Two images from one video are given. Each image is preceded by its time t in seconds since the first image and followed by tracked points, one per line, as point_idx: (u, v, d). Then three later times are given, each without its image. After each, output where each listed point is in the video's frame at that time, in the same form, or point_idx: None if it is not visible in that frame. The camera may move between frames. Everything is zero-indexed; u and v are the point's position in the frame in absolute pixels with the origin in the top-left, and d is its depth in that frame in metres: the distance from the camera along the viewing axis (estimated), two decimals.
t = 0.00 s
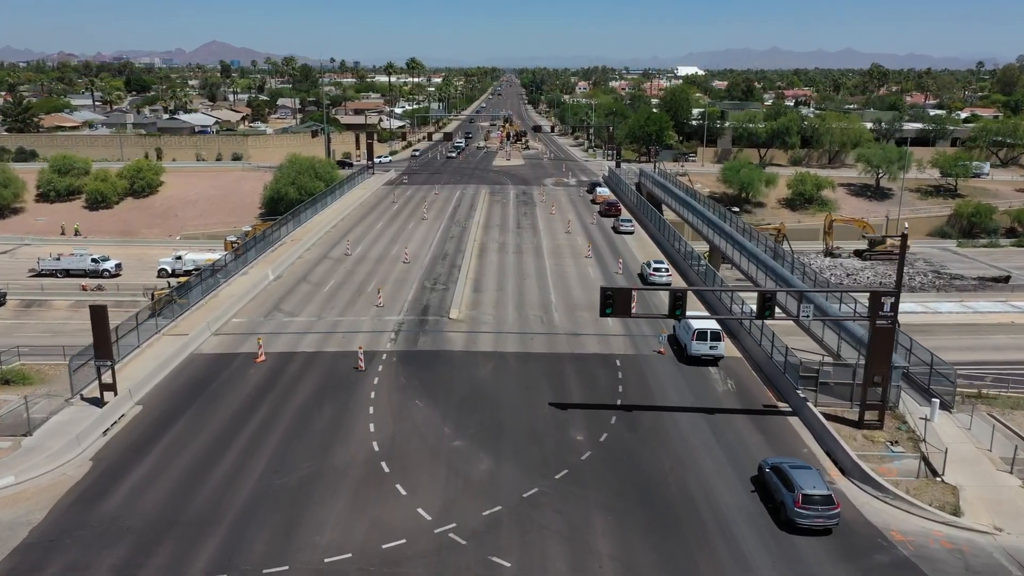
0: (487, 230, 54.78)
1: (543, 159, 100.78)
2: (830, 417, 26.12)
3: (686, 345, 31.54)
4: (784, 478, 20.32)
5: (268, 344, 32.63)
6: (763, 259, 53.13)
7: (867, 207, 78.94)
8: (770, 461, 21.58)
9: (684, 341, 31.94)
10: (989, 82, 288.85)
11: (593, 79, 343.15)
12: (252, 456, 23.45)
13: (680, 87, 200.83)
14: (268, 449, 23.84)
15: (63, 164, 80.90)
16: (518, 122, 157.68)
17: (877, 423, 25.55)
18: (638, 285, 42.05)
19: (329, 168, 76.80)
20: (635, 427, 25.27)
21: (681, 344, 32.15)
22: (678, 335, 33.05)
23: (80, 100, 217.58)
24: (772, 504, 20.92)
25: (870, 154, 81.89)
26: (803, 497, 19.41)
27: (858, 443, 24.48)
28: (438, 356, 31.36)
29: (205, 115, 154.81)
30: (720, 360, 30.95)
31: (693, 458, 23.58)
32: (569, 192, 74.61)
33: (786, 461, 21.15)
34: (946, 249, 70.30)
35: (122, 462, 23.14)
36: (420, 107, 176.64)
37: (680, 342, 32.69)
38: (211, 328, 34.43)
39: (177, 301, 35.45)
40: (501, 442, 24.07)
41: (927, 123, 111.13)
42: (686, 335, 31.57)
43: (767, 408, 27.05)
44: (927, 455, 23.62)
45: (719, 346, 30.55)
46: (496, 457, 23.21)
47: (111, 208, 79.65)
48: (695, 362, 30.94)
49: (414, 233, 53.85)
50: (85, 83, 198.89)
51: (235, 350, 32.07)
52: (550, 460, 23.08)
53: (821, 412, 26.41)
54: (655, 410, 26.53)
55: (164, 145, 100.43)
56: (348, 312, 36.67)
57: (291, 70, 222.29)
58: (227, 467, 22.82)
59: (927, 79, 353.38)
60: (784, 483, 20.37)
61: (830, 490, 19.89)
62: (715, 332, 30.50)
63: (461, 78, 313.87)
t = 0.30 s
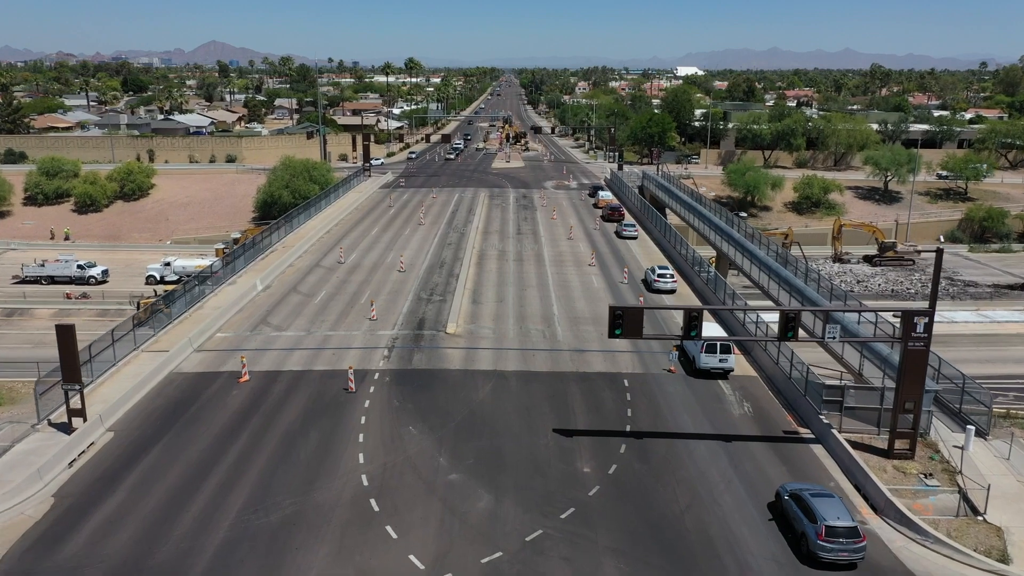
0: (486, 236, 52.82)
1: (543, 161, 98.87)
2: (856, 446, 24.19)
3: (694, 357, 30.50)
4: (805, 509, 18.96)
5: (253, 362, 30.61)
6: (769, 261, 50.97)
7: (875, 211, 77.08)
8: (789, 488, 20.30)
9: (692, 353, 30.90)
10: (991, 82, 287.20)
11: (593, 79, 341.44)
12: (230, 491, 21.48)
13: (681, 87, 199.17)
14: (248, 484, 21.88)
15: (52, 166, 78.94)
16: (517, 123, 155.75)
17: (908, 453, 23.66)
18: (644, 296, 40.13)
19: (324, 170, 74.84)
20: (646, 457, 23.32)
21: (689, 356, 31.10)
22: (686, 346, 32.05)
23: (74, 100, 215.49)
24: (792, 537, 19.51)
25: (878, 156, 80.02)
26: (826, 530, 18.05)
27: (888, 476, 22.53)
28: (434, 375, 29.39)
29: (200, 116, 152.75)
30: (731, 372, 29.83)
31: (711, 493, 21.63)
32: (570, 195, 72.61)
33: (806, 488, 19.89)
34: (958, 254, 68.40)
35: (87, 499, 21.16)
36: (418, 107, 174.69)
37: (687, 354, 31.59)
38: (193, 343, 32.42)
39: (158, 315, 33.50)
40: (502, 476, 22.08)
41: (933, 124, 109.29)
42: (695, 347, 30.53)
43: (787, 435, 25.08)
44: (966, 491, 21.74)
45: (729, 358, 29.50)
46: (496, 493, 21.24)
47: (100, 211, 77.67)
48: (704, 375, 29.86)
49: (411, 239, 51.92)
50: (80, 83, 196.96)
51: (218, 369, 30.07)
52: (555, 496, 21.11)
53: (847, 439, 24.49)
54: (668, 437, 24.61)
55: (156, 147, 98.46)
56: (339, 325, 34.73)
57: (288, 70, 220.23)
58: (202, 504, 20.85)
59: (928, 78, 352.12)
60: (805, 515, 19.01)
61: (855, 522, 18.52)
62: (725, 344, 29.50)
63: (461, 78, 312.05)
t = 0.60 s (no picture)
0: (485, 243, 50.92)
1: (543, 163, 97.01)
2: (887, 479, 22.26)
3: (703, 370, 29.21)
4: (830, 543, 17.52)
5: (237, 381, 28.67)
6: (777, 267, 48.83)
7: (884, 214, 75.22)
8: (810, 519, 18.89)
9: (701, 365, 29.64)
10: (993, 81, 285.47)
11: (593, 79, 339.73)
12: (203, 535, 19.53)
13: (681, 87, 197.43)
14: (223, 526, 19.93)
15: (39, 169, 76.99)
16: (517, 123, 153.82)
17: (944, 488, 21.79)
18: (651, 308, 38.27)
19: (318, 172, 72.89)
20: (659, 493, 21.39)
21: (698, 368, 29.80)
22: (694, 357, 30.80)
23: (69, 100, 213.38)
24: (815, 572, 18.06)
25: (887, 158, 78.14)
26: (854, 566, 16.61)
27: (925, 514, 20.62)
28: (429, 397, 27.45)
29: (195, 116, 150.83)
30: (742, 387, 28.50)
31: (732, 534, 19.70)
32: (571, 199, 70.72)
33: (829, 520, 18.48)
34: (971, 259, 66.52)
35: (45, 544, 19.23)
36: (416, 108, 172.74)
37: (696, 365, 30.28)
38: (173, 361, 30.46)
39: (137, 330, 31.54)
40: (502, 516, 20.18)
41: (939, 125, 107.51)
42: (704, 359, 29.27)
43: (811, 466, 23.17)
44: (1010, 532, 19.90)
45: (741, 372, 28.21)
46: (495, 537, 19.32)
47: (88, 215, 75.70)
48: (713, 389, 28.49)
49: (406, 245, 50.00)
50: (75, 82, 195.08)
51: (198, 390, 28.11)
52: (560, 540, 19.18)
53: (876, 471, 22.56)
54: (682, 469, 22.69)
55: (148, 148, 96.51)
56: (330, 341, 32.79)
57: (285, 70, 218.24)
58: (171, 550, 18.89)
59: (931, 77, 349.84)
60: (831, 549, 17.56)
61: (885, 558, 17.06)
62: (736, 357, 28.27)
63: (459, 78, 310.01)
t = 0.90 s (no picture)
0: (484, 250, 48.97)
1: (543, 165, 95.07)
2: (924, 519, 20.26)
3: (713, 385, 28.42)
4: None
5: (217, 404, 26.67)
6: (782, 271, 46.60)
7: (892, 219, 73.34)
8: (837, 556, 17.27)
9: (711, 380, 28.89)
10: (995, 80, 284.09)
11: (592, 79, 338.03)
12: None
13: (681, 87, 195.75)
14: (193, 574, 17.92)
15: (26, 171, 75.05)
16: (516, 124, 151.91)
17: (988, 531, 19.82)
18: (658, 320, 36.49)
19: (312, 175, 70.89)
20: (675, 535, 19.42)
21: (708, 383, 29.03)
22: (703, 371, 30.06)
23: (63, 100, 211.21)
24: None
25: (896, 161, 76.26)
26: None
27: (968, 560, 18.63)
28: (424, 422, 25.49)
29: (190, 117, 148.89)
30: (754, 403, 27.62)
31: None
32: (572, 203, 68.74)
33: (858, 558, 16.86)
34: (984, 265, 64.59)
35: None
36: (414, 108, 170.89)
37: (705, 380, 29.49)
38: (150, 381, 28.46)
39: (112, 347, 29.54)
40: (502, 563, 18.20)
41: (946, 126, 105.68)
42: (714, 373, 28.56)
43: (839, 502, 21.20)
44: None
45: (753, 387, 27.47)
46: None
47: (76, 219, 73.73)
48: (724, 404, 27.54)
49: (402, 253, 48.03)
50: (69, 82, 192.99)
51: (175, 414, 26.12)
52: None
53: (912, 510, 20.55)
54: (699, 507, 20.73)
55: (139, 150, 94.50)
56: (318, 358, 30.83)
57: (282, 70, 216.09)
58: None
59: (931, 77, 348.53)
60: None
61: None
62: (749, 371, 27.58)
63: (458, 78, 308.09)
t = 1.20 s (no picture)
0: (483, 257, 47.05)
1: (544, 167, 93.16)
2: (970, 566, 18.34)
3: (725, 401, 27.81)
4: None
5: (196, 431, 24.70)
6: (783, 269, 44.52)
7: (903, 223, 71.47)
8: None
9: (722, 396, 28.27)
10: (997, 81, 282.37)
11: (592, 79, 336.09)
12: None
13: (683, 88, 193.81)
14: None
15: (13, 174, 73.14)
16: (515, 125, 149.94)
17: None
18: (668, 334, 34.58)
19: (307, 178, 68.94)
20: None
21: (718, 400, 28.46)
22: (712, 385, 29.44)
23: (58, 100, 208.95)
24: None
25: (906, 163, 74.37)
26: None
27: None
28: (418, 450, 23.54)
29: (185, 117, 146.85)
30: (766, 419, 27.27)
31: None
32: (574, 207, 66.83)
33: None
34: (999, 272, 62.68)
35: None
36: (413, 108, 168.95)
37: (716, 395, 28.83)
38: (124, 404, 26.45)
39: (86, 367, 27.54)
40: None
41: (954, 127, 103.79)
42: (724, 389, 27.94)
43: (874, 546, 19.29)
44: None
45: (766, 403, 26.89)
46: None
47: (64, 223, 71.81)
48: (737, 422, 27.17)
49: (398, 261, 46.07)
50: (64, 83, 191.00)
51: (149, 442, 24.15)
52: None
53: (956, 555, 18.63)
54: (721, 552, 18.80)
55: (132, 151, 92.53)
56: (307, 377, 28.87)
57: (280, 70, 214.14)
58: None
59: (934, 77, 346.49)
60: None
61: None
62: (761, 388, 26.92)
63: (457, 78, 306.04)
